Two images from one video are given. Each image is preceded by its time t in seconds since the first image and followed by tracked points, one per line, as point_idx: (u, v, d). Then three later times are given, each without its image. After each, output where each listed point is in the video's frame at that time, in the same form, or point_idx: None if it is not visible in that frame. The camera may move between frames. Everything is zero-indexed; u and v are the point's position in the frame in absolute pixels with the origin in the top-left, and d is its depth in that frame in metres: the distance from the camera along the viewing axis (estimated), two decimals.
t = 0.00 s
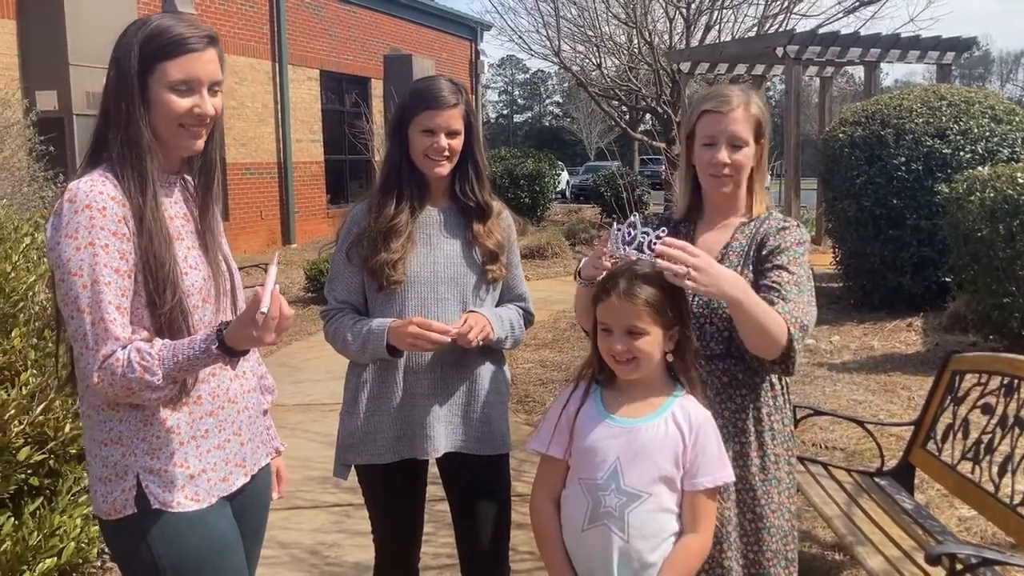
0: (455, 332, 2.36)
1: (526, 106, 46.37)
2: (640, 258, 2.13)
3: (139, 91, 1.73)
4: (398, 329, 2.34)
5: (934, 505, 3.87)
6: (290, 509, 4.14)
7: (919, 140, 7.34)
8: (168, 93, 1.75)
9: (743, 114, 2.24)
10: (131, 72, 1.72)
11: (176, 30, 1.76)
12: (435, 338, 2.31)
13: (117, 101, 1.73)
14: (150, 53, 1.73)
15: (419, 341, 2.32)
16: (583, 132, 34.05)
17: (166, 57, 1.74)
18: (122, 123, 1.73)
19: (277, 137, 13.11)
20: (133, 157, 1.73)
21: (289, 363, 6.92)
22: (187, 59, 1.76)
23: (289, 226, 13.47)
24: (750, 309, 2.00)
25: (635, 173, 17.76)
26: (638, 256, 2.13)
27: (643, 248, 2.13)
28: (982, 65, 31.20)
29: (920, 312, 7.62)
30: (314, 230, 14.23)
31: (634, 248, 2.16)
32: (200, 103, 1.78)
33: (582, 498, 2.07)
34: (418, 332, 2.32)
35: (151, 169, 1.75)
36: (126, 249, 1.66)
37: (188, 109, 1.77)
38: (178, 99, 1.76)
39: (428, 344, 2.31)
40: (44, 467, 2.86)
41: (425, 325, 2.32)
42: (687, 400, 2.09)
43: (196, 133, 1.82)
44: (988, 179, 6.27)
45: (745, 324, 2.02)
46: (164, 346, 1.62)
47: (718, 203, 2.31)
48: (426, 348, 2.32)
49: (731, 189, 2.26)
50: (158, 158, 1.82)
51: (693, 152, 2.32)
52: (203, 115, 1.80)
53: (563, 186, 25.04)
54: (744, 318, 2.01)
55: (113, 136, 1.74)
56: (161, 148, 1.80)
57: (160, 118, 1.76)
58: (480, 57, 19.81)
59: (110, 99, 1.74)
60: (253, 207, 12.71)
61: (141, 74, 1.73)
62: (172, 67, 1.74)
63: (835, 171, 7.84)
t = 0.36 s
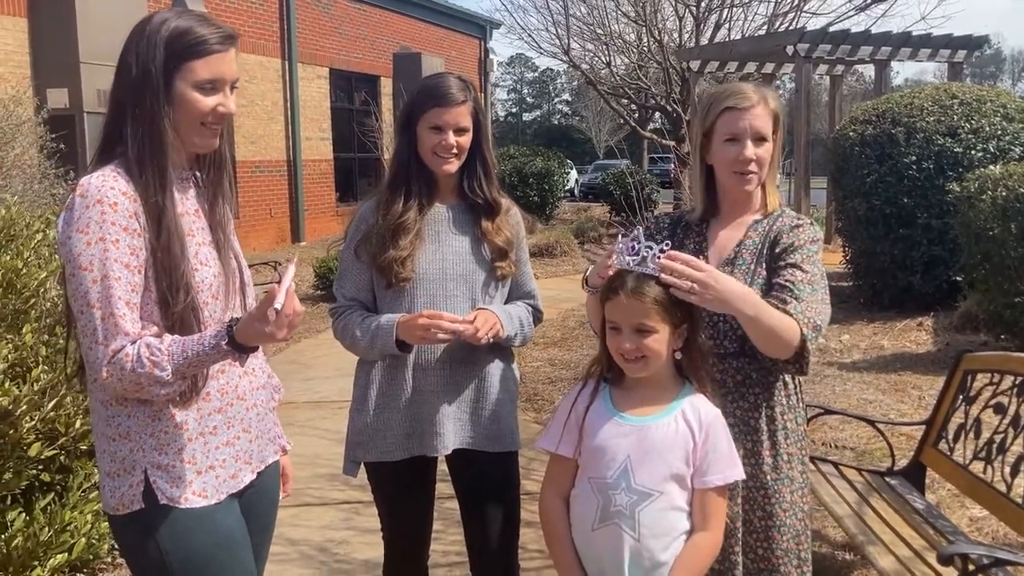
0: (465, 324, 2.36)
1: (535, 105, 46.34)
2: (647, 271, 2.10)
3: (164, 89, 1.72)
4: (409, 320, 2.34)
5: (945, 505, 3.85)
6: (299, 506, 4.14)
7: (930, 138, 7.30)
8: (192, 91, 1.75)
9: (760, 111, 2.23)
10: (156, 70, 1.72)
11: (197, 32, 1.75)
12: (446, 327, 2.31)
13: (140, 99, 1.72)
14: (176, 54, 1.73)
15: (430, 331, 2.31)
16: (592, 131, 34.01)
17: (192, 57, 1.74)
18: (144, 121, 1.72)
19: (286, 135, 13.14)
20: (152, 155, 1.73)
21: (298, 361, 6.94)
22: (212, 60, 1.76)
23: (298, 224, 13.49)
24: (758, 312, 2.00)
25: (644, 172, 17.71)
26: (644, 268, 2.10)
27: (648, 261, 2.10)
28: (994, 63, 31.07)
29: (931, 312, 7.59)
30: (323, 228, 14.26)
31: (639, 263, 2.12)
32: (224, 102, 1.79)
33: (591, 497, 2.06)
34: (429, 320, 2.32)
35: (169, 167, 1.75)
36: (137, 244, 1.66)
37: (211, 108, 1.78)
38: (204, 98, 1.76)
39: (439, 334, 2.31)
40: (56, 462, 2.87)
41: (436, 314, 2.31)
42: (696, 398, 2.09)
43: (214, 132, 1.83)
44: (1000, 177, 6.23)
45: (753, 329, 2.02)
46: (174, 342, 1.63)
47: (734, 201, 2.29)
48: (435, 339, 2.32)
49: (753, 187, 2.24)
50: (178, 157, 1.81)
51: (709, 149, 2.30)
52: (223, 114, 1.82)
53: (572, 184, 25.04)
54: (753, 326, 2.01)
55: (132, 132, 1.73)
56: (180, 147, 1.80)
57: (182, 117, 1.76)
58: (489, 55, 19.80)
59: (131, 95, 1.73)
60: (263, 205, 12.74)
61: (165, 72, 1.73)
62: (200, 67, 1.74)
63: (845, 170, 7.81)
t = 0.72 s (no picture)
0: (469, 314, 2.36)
1: (541, 102, 46.29)
2: (654, 276, 2.09)
3: (179, 88, 1.72)
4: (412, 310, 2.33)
5: (951, 504, 3.84)
6: (305, 503, 4.15)
7: (938, 136, 7.26)
8: (208, 91, 1.75)
9: (774, 111, 2.22)
10: (170, 68, 1.71)
11: (211, 31, 1.75)
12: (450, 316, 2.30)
13: (155, 98, 1.72)
14: (191, 54, 1.73)
15: (434, 321, 2.29)
16: (598, 128, 33.97)
17: (209, 56, 1.74)
18: (158, 119, 1.72)
19: (292, 132, 13.15)
20: (165, 154, 1.73)
21: (304, 357, 6.95)
22: (227, 61, 1.77)
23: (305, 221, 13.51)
24: (765, 314, 2.00)
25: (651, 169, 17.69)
26: (651, 273, 2.09)
27: (654, 266, 2.09)
28: (1002, 60, 30.96)
29: (937, 310, 7.58)
30: (329, 226, 14.27)
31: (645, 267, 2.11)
32: (236, 102, 1.80)
33: (594, 496, 2.06)
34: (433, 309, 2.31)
35: (179, 166, 1.75)
36: (139, 246, 1.66)
37: (223, 109, 1.79)
38: (217, 98, 1.77)
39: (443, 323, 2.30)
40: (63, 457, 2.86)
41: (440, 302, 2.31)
42: (701, 396, 2.08)
43: (223, 132, 1.84)
44: (1008, 175, 6.20)
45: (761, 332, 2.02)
46: (174, 346, 1.62)
47: (744, 201, 2.29)
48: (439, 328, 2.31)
49: (764, 188, 2.24)
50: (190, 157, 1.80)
51: (720, 149, 2.29)
52: (234, 115, 1.82)
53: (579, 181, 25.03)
54: (760, 329, 2.01)
55: (144, 130, 1.72)
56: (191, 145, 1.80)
57: (194, 116, 1.76)
58: (495, 52, 19.79)
59: (144, 93, 1.72)
60: (269, 202, 12.75)
61: (180, 71, 1.73)
62: (216, 67, 1.75)
63: (852, 167, 7.78)
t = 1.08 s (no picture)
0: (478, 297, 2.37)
1: (545, 98, 46.23)
2: (659, 273, 2.08)
3: (185, 83, 1.72)
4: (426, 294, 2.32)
5: (954, 502, 3.84)
6: (309, 499, 4.16)
7: (942, 133, 7.24)
8: (214, 88, 1.75)
9: (773, 111, 2.21)
10: (177, 64, 1.71)
11: (218, 27, 1.75)
12: (461, 297, 2.31)
13: (161, 93, 1.72)
14: (197, 49, 1.73)
15: (445, 304, 2.30)
16: (602, 124, 33.93)
17: (214, 52, 1.74)
18: (164, 114, 1.72)
19: (296, 129, 13.15)
20: (171, 149, 1.73)
21: (307, 354, 6.96)
22: (234, 56, 1.77)
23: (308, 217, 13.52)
24: (770, 310, 2.00)
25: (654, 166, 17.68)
26: (656, 270, 2.09)
27: (658, 263, 2.09)
28: (1006, 56, 30.92)
29: (941, 307, 7.58)
30: (332, 222, 14.27)
31: (649, 264, 2.11)
32: (241, 99, 1.80)
33: (597, 492, 2.07)
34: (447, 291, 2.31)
35: (185, 161, 1.75)
36: (145, 241, 1.66)
37: (229, 106, 1.79)
38: (223, 94, 1.77)
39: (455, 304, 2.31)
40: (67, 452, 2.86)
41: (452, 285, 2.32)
42: (703, 392, 2.08)
43: (228, 128, 1.84)
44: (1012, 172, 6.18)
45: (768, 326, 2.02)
46: (180, 341, 1.63)
47: (751, 199, 2.29)
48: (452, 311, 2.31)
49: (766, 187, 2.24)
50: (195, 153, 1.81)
51: (723, 149, 2.30)
52: (240, 111, 1.82)
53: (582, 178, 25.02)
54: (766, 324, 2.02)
55: (151, 124, 1.73)
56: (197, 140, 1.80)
57: (200, 112, 1.76)
58: (498, 49, 19.76)
59: (150, 88, 1.72)
60: (272, 198, 12.76)
61: (187, 66, 1.73)
62: (222, 63, 1.75)
63: (855, 164, 7.75)
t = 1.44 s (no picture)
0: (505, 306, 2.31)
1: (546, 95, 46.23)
2: (660, 267, 2.09)
3: (189, 79, 1.73)
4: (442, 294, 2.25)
5: (955, 498, 3.85)
6: (310, 495, 4.17)
7: (943, 130, 7.23)
8: (218, 83, 1.75)
9: (764, 108, 2.21)
10: (180, 60, 1.72)
11: (221, 23, 1.74)
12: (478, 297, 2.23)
13: (165, 89, 1.72)
14: (201, 46, 1.73)
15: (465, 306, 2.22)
16: (603, 120, 33.90)
17: (217, 49, 1.74)
18: (169, 109, 1.73)
19: (297, 125, 13.15)
20: (175, 143, 1.73)
21: (309, 350, 6.97)
22: (237, 53, 1.76)
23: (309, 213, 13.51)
24: (769, 302, 2.00)
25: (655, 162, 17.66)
26: (657, 264, 2.09)
27: (660, 257, 2.09)
28: (1007, 52, 30.94)
29: (941, 304, 7.58)
30: (333, 219, 14.27)
31: (651, 258, 2.11)
32: (245, 95, 1.80)
33: (600, 487, 2.06)
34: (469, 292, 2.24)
35: (190, 156, 1.75)
36: (150, 236, 1.66)
37: (233, 102, 1.78)
38: (226, 91, 1.76)
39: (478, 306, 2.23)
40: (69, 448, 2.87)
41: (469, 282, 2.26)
42: (705, 387, 2.09)
43: (233, 124, 1.84)
44: (1013, 168, 6.18)
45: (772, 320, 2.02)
46: (185, 335, 1.62)
47: (751, 195, 2.29)
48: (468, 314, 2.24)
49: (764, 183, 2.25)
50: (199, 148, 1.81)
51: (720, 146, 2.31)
52: (245, 107, 1.82)
53: (582, 174, 25.05)
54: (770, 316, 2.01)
55: (156, 118, 1.73)
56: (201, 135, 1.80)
57: (204, 107, 1.76)
58: (500, 45, 19.75)
59: (155, 83, 1.72)
60: (273, 195, 12.76)
61: (191, 62, 1.73)
62: (225, 59, 1.75)
63: (857, 160, 7.74)
